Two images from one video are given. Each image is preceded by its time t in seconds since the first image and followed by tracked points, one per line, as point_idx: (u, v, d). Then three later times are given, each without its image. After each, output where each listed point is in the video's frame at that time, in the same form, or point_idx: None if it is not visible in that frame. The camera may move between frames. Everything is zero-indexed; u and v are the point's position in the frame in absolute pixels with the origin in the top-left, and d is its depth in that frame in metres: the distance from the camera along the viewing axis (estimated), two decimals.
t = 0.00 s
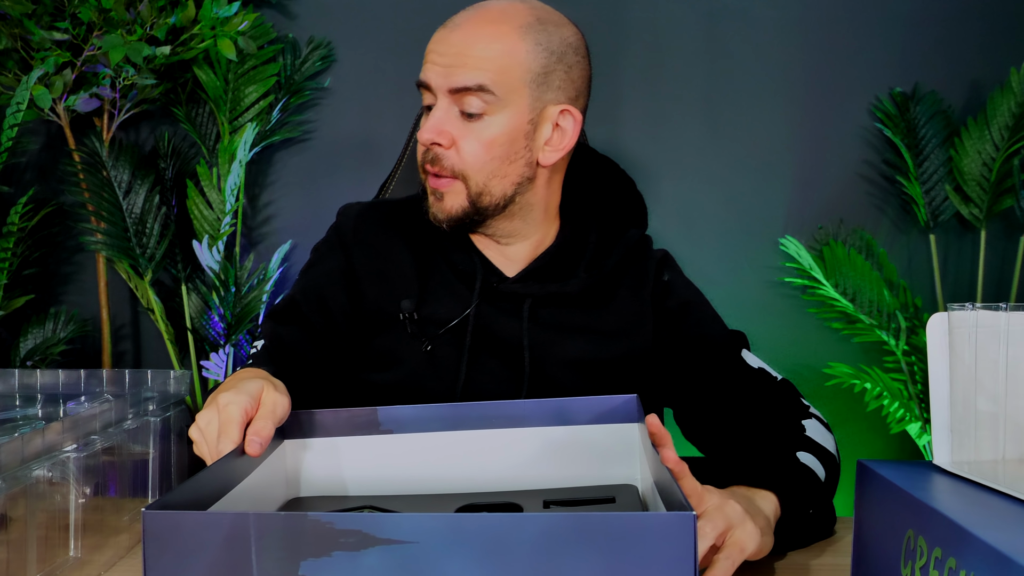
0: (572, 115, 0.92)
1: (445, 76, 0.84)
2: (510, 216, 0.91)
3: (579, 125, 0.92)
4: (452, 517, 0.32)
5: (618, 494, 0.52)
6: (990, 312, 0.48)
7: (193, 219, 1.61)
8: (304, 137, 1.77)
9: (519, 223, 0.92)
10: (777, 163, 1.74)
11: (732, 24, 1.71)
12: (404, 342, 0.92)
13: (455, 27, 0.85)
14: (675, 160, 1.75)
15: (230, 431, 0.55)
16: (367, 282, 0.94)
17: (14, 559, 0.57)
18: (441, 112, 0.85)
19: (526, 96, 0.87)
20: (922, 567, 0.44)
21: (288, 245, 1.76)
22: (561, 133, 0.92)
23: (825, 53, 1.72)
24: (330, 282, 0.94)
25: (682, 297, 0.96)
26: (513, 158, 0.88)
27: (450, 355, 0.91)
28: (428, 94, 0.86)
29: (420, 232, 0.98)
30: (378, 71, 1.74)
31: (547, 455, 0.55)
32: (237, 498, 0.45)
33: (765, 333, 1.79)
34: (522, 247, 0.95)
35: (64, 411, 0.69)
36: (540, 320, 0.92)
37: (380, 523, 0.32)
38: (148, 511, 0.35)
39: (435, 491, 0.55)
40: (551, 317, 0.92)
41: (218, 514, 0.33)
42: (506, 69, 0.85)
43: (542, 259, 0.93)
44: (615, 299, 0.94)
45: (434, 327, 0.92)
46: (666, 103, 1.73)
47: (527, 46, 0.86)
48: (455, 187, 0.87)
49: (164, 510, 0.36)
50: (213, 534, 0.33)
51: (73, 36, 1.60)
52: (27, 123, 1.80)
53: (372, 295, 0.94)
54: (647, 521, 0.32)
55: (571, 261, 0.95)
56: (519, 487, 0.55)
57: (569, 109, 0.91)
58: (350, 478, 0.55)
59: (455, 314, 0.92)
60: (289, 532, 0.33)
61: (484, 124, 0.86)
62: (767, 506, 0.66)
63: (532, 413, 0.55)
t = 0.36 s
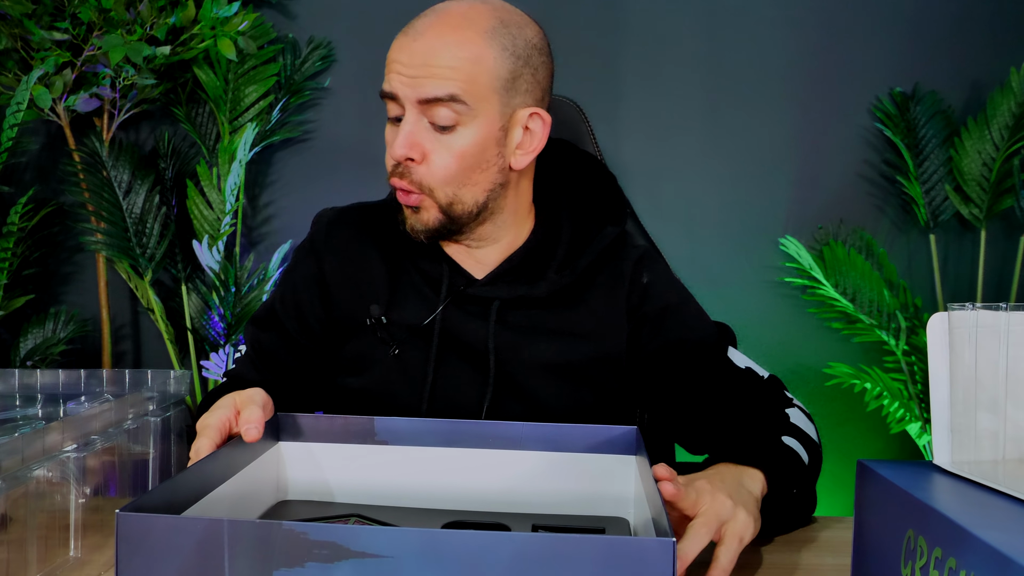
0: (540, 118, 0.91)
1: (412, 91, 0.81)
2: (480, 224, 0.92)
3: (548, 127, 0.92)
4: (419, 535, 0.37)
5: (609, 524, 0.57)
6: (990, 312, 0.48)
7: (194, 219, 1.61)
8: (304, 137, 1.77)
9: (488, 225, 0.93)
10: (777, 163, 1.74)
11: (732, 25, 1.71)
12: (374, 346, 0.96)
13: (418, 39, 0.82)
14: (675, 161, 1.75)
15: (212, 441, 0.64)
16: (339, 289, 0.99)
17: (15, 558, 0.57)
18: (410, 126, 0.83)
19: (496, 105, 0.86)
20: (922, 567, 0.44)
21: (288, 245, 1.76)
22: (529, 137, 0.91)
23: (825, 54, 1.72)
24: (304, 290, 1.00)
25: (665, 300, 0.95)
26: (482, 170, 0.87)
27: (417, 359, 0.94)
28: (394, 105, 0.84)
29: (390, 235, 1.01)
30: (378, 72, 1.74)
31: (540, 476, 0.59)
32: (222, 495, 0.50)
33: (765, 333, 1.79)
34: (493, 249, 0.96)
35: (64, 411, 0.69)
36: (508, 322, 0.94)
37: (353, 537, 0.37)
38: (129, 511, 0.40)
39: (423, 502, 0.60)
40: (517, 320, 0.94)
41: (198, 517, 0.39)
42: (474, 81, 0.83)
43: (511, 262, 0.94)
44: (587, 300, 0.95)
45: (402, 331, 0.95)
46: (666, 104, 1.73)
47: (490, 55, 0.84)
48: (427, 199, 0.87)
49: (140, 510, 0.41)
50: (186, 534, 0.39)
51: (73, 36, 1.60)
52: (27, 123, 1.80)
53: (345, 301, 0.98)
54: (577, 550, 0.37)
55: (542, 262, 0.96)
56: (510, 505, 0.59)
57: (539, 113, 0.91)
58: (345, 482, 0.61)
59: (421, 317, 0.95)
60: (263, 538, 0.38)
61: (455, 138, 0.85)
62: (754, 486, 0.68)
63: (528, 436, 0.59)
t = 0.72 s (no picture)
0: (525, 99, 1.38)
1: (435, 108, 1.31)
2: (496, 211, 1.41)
3: (533, 109, 1.39)
4: (420, 534, 0.37)
5: (609, 525, 0.58)
6: (990, 312, 0.48)
7: (194, 219, 1.63)
8: (304, 138, 1.74)
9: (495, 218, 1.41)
10: (778, 163, 1.74)
11: (732, 25, 1.71)
12: (372, 348, 1.41)
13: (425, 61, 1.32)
14: (676, 161, 1.74)
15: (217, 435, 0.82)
16: (337, 303, 1.41)
17: (15, 558, 0.58)
18: (435, 135, 1.33)
19: (496, 98, 1.35)
20: (922, 567, 0.44)
21: (287, 245, 1.75)
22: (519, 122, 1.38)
23: (825, 53, 1.72)
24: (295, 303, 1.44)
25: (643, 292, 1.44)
26: (494, 156, 1.36)
27: (412, 357, 1.40)
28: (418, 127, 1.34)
29: (381, 250, 1.43)
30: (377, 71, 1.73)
31: (539, 476, 0.59)
32: (221, 496, 0.50)
33: (764, 333, 1.78)
34: (494, 245, 1.43)
35: (64, 411, 0.70)
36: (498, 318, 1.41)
37: (353, 537, 0.37)
38: (129, 511, 0.40)
39: (423, 503, 0.60)
40: (507, 317, 1.41)
41: (198, 518, 0.39)
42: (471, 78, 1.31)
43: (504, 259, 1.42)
44: (571, 301, 1.41)
45: (396, 337, 1.41)
46: (666, 104, 1.73)
47: (487, 54, 1.35)
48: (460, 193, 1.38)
49: (139, 511, 0.41)
50: (187, 534, 0.39)
51: (73, 36, 1.60)
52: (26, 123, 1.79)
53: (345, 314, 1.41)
54: (576, 549, 0.37)
55: (536, 263, 1.43)
56: (509, 504, 0.59)
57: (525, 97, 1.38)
58: (343, 482, 0.61)
59: (413, 322, 1.41)
60: (263, 538, 0.38)
61: (469, 136, 1.35)
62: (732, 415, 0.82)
63: (527, 436, 0.59)
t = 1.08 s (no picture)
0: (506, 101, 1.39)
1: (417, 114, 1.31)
2: (482, 210, 1.41)
3: (516, 111, 1.40)
4: (420, 535, 0.37)
5: (609, 525, 0.57)
6: (990, 312, 0.48)
7: (193, 219, 1.63)
8: (304, 138, 1.74)
9: (482, 217, 1.41)
10: (778, 163, 1.74)
11: (733, 24, 1.71)
12: (365, 347, 1.39)
13: (406, 64, 1.32)
14: (676, 161, 1.74)
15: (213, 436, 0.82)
16: (330, 302, 1.40)
17: (15, 558, 0.58)
18: (420, 137, 1.33)
19: (480, 102, 1.34)
20: (922, 567, 0.44)
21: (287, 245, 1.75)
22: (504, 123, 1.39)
23: (825, 53, 1.72)
24: (288, 301, 1.41)
25: (637, 293, 1.43)
26: (478, 157, 1.36)
27: (405, 357, 1.38)
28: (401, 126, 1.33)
29: (371, 248, 1.42)
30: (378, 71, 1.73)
31: (539, 476, 0.59)
32: (220, 496, 0.50)
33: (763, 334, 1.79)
34: (483, 242, 1.42)
35: (64, 411, 0.70)
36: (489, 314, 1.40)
37: (354, 536, 0.37)
38: (129, 511, 0.40)
39: (422, 503, 0.60)
40: (497, 312, 1.40)
41: (198, 517, 0.39)
42: (452, 83, 1.31)
43: (495, 256, 1.41)
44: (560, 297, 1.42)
45: (388, 334, 1.39)
46: (666, 104, 1.73)
47: (467, 55, 1.34)
48: (441, 190, 1.37)
49: (139, 511, 0.41)
50: (186, 534, 0.39)
51: (73, 36, 1.60)
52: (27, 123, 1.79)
53: (335, 311, 1.39)
54: (577, 550, 0.37)
55: (526, 257, 1.42)
56: (509, 504, 0.59)
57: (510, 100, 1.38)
58: (343, 482, 0.61)
59: (405, 320, 1.39)
60: (263, 538, 0.38)
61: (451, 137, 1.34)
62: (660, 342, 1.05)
63: (527, 436, 0.59)
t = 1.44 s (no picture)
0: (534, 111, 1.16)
1: (458, 90, 1.01)
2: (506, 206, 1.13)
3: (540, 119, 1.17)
4: (420, 535, 0.37)
5: (609, 524, 0.57)
6: (990, 312, 0.48)
7: (194, 219, 1.61)
8: (304, 137, 1.76)
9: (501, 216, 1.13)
10: (778, 163, 1.74)
11: (733, 24, 1.71)
12: (371, 360, 1.08)
13: (445, 39, 1.01)
14: (676, 161, 1.74)
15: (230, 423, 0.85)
16: (331, 310, 1.10)
17: (15, 558, 0.58)
18: (457, 115, 1.03)
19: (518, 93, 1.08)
20: (922, 567, 0.44)
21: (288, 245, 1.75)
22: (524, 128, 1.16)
23: (826, 53, 1.72)
24: (284, 305, 1.13)
25: (644, 305, 1.13)
26: (512, 147, 1.09)
27: (414, 368, 1.07)
28: (436, 100, 1.02)
29: (372, 251, 1.14)
30: (378, 71, 1.73)
31: (539, 476, 0.59)
32: (220, 496, 0.50)
33: (762, 334, 1.79)
34: (494, 244, 1.13)
35: (65, 410, 0.70)
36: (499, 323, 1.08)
37: (354, 536, 0.37)
38: (129, 511, 0.40)
39: (421, 502, 0.60)
40: (507, 321, 1.08)
41: (198, 518, 0.39)
42: (500, 68, 1.03)
43: (504, 259, 1.11)
44: (577, 303, 1.10)
45: (396, 344, 1.08)
46: (667, 104, 1.73)
47: (510, 46, 1.06)
48: (471, 178, 1.07)
49: (139, 511, 0.41)
50: (186, 534, 0.39)
51: (73, 36, 1.60)
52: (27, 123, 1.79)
53: (338, 320, 1.09)
54: (577, 550, 0.37)
55: (531, 263, 1.12)
56: (509, 504, 0.59)
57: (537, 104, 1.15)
58: (342, 482, 0.61)
59: (413, 328, 1.07)
60: (263, 538, 0.38)
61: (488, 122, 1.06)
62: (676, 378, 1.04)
63: (527, 436, 0.59)
